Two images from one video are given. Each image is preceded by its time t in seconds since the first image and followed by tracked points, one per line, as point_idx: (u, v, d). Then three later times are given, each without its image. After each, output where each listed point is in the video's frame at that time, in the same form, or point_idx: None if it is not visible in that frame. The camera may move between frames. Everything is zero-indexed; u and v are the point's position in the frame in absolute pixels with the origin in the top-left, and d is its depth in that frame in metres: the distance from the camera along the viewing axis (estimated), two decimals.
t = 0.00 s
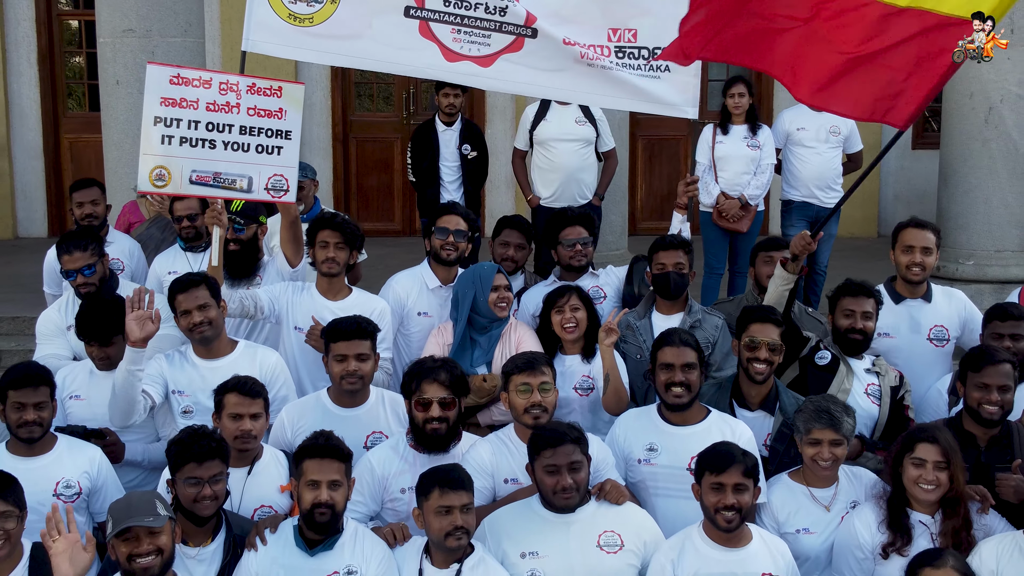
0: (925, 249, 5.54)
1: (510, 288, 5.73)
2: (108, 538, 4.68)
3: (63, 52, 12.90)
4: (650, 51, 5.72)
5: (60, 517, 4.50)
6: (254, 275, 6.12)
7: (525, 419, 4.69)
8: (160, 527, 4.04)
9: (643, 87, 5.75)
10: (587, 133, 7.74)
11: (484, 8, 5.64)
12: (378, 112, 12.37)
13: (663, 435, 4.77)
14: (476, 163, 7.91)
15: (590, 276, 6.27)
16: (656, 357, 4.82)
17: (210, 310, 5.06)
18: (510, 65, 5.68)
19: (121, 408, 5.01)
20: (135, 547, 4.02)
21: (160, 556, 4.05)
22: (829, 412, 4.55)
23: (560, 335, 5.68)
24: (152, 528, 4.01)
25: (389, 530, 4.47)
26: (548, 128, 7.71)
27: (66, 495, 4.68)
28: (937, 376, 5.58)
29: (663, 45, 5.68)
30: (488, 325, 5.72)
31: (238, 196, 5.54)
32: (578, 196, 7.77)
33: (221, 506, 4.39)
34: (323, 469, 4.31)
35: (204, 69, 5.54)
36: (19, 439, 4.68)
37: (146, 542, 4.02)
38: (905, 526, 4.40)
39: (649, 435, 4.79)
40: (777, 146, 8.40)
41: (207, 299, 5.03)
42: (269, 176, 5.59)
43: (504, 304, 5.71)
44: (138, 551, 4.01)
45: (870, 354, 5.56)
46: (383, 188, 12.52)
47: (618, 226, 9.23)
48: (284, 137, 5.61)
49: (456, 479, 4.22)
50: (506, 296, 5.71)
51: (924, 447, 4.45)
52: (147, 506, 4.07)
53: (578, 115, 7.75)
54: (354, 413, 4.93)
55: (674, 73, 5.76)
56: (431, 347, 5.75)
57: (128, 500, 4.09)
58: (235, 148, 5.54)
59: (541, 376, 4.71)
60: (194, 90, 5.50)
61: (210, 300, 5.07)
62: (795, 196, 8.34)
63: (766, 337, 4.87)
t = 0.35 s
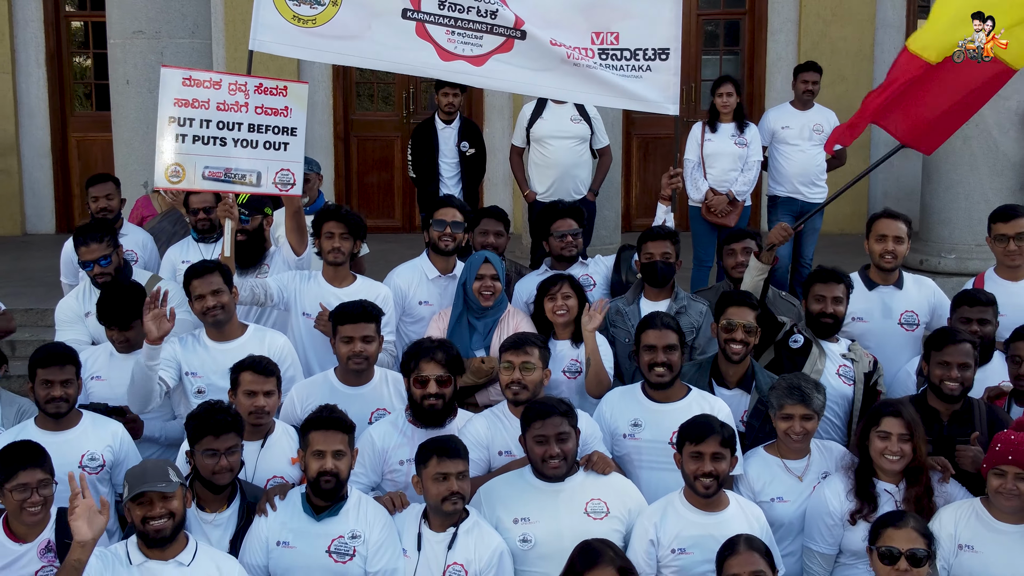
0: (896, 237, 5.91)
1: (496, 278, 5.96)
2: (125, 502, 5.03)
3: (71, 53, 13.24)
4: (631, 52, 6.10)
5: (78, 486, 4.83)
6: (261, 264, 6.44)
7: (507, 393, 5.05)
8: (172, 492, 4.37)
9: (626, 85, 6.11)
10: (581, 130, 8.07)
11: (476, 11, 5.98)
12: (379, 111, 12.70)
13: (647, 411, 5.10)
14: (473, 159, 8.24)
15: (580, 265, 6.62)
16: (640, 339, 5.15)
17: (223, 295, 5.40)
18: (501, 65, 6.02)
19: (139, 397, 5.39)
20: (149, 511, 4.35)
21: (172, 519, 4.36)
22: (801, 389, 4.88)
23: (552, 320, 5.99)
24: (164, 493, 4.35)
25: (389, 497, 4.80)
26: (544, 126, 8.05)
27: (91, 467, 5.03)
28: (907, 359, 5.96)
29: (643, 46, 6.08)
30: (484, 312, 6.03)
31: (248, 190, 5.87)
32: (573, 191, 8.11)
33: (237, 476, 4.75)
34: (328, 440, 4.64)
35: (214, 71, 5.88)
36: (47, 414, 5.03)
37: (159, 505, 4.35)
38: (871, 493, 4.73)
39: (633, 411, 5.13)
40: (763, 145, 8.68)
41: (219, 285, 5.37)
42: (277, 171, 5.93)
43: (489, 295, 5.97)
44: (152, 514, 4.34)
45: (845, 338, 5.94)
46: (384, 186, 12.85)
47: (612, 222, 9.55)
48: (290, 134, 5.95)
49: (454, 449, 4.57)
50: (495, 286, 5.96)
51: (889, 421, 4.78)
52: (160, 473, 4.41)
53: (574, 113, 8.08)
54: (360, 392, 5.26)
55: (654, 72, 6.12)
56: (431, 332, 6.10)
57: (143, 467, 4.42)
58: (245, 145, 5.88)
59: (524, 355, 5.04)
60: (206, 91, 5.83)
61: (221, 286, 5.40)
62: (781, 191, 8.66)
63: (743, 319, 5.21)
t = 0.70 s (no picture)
0: (874, 230, 6.25)
1: (492, 269, 6.28)
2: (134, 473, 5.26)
3: (78, 53, 13.54)
4: (622, 52, 6.40)
5: (96, 461, 5.14)
6: (267, 256, 6.81)
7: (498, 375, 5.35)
8: (181, 465, 4.65)
9: (616, 84, 6.41)
10: (578, 128, 8.37)
11: (472, 14, 6.27)
12: (380, 111, 13.01)
13: (636, 393, 5.41)
14: (472, 156, 8.54)
15: (573, 257, 6.93)
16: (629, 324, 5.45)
17: (235, 282, 5.70)
18: (497, 65, 6.32)
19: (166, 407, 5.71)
20: (159, 483, 4.63)
21: (182, 491, 4.65)
22: (780, 369, 5.20)
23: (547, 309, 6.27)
24: (174, 466, 4.63)
25: (392, 472, 5.09)
26: (541, 124, 8.34)
27: (112, 445, 5.35)
28: (884, 344, 6.30)
29: (633, 47, 6.38)
30: (483, 300, 6.33)
31: (259, 184, 6.17)
32: (569, 187, 8.41)
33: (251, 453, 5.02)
34: (334, 419, 4.88)
35: (226, 71, 6.19)
36: (70, 395, 5.34)
37: (169, 478, 4.63)
38: (847, 469, 5.00)
39: (623, 392, 5.43)
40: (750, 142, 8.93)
41: (230, 273, 5.67)
42: (285, 166, 6.23)
43: (485, 285, 6.28)
44: (162, 486, 4.62)
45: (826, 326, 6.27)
46: (384, 183, 13.15)
47: (607, 218, 9.85)
48: (298, 130, 6.24)
49: (456, 426, 4.84)
50: (491, 276, 6.28)
51: (863, 400, 5.05)
52: (170, 448, 4.69)
53: (570, 111, 8.38)
54: (366, 375, 5.56)
55: (645, 72, 6.42)
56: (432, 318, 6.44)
57: (155, 442, 4.72)
58: (255, 141, 6.19)
59: (517, 340, 5.36)
60: (218, 90, 6.15)
61: (234, 274, 5.71)
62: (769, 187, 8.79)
63: (726, 307, 5.52)
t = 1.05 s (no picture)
0: (853, 224, 6.60)
1: (490, 260, 6.60)
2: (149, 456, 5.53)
3: (86, 54, 13.86)
4: (616, 56, 6.75)
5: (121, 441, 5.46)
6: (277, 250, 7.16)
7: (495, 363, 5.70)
8: (196, 441, 4.97)
9: (611, 86, 6.77)
10: (574, 128, 8.70)
11: (473, 20, 6.58)
12: (383, 110, 13.33)
13: (627, 376, 5.74)
14: (473, 155, 8.87)
15: (569, 251, 7.26)
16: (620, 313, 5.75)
17: (252, 274, 6.03)
18: (497, 68, 6.64)
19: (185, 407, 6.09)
20: (176, 457, 4.94)
21: (196, 465, 4.98)
22: (763, 353, 5.57)
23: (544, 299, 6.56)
24: (190, 441, 4.95)
25: (399, 450, 5.42)
26: (539, 124, 8.66)
27: (133, 426, 5.67)
28: (865, 334, 6.66)
29: (626, 51, 6.73)
30: (483, 291, 6.66)
31: (273, 181, 6.51)
32: (565, 185, 8.74)
33: (268, 432, 5.33)
34: (346, 400, 5.19)
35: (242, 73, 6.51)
36: (95, 378, 5.67)
37: (185, 452, 4.94)
38: (826, 447, 5.32)
39: (615, 376, 5.77)
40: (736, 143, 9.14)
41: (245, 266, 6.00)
42: (297, 164, 6.58)
43: (484, 275, 6.60)
44: (178, 460, 4.93)
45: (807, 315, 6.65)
46: (386, 181, 13.48)
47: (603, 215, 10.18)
48: (309, 130, 6.59)
49: (455, 407, 5.15)
50: (490, 268, 6.60)
51: (840, 382, 5.38)
52: (186, 425, 5.00)
53: (566, 112, 8.71)
54: (374, 361, 5.90)
55: (638, 75, 6.78)
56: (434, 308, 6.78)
57: (171, 420, 5.03)
58: (270, 140, 6.53)
59: (514, 327, 5.68)
60: (236, 91, 6.48)
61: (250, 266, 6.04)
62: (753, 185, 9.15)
63: (712, 296, 5.87)
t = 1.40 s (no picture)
0: (837, 221, 6.90)
1: (490, 254, 6.86)
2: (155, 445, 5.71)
3: (93, 55, 14.14)
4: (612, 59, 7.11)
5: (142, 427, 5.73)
6: (285, 244, 7.48)
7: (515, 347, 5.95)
8: (207, 423, 5.26)
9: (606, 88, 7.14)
10: (571, 127, 8.98)
11: (473, 25, 6.86)
12: (384, 110, 13.61)
13: (619, 364, 6.03)
14: (473, 153, 9.15)
15: (565, 246, 7.56)
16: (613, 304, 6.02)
17: (269, 267, 6.33)
18: (496, 71, 6.93)
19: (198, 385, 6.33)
20: (187, 438, 5.23)
21: (206, 446, 5.27)
22: (748, 342, 5.87)
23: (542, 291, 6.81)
24: (202, 423, 5.24)
25: (404, 434, 5.69)
26: (537, 124, 8.95)
27: (151, 411, 5.96)
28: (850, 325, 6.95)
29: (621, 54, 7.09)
30: (483, 284, 6.93)
31: (281, 179, 6.78)
32: (563, 184, 9.03)
33: (278, 416, 5.62)
34: (355, 386, 5.45)
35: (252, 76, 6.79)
36: (115, 365, 5.97)
37: (196, 434, 5.23)
38: (807, 431, 5.63)
39: (609, 364, 6.06)
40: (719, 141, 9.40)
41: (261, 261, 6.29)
42: (304, 162, 6.86)
43: (483, 268, 6.87)
44: (189, 441, 5.23)
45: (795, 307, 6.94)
46: (388, 180, 13.76)
47: (600, 213, 10.48)
48: (317, 129, 6.88)
49: (455, 392, 5.42)
50: (489, 261, 6.87)
51: (820, 368, 5.69)
52: (197, 408, 5.30)
53: (564, 112, 8.98)
54: (381, 350, 6.19)
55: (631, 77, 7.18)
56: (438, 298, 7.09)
57: (183, 403, 5.32)
58: (280, 140, 6.83)
59: (527, 315, 5.94)
60: (246, 94, 6.76)
61: (268, 261, 6.34)
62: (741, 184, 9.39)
63: (699, 288, 6.19)
